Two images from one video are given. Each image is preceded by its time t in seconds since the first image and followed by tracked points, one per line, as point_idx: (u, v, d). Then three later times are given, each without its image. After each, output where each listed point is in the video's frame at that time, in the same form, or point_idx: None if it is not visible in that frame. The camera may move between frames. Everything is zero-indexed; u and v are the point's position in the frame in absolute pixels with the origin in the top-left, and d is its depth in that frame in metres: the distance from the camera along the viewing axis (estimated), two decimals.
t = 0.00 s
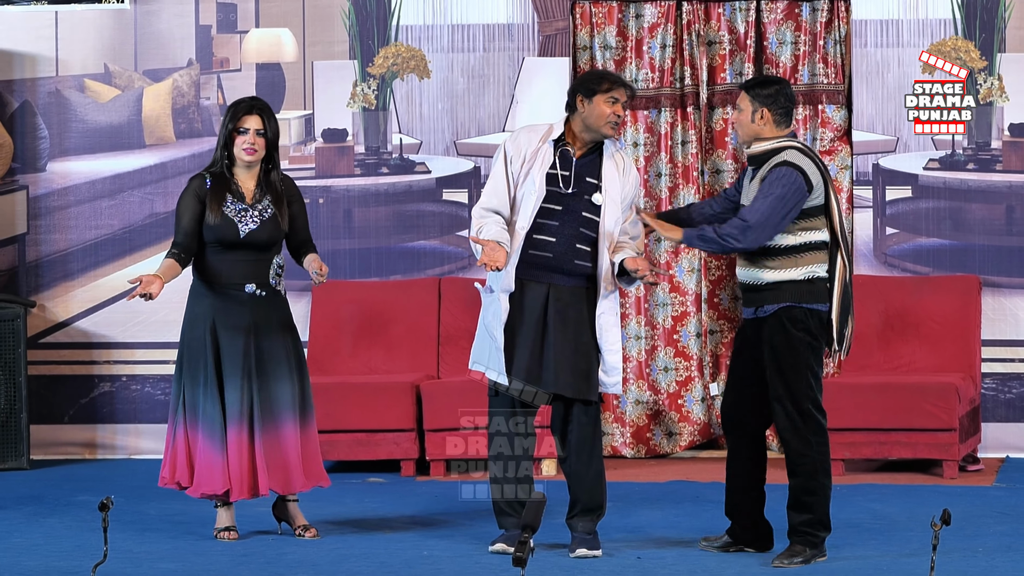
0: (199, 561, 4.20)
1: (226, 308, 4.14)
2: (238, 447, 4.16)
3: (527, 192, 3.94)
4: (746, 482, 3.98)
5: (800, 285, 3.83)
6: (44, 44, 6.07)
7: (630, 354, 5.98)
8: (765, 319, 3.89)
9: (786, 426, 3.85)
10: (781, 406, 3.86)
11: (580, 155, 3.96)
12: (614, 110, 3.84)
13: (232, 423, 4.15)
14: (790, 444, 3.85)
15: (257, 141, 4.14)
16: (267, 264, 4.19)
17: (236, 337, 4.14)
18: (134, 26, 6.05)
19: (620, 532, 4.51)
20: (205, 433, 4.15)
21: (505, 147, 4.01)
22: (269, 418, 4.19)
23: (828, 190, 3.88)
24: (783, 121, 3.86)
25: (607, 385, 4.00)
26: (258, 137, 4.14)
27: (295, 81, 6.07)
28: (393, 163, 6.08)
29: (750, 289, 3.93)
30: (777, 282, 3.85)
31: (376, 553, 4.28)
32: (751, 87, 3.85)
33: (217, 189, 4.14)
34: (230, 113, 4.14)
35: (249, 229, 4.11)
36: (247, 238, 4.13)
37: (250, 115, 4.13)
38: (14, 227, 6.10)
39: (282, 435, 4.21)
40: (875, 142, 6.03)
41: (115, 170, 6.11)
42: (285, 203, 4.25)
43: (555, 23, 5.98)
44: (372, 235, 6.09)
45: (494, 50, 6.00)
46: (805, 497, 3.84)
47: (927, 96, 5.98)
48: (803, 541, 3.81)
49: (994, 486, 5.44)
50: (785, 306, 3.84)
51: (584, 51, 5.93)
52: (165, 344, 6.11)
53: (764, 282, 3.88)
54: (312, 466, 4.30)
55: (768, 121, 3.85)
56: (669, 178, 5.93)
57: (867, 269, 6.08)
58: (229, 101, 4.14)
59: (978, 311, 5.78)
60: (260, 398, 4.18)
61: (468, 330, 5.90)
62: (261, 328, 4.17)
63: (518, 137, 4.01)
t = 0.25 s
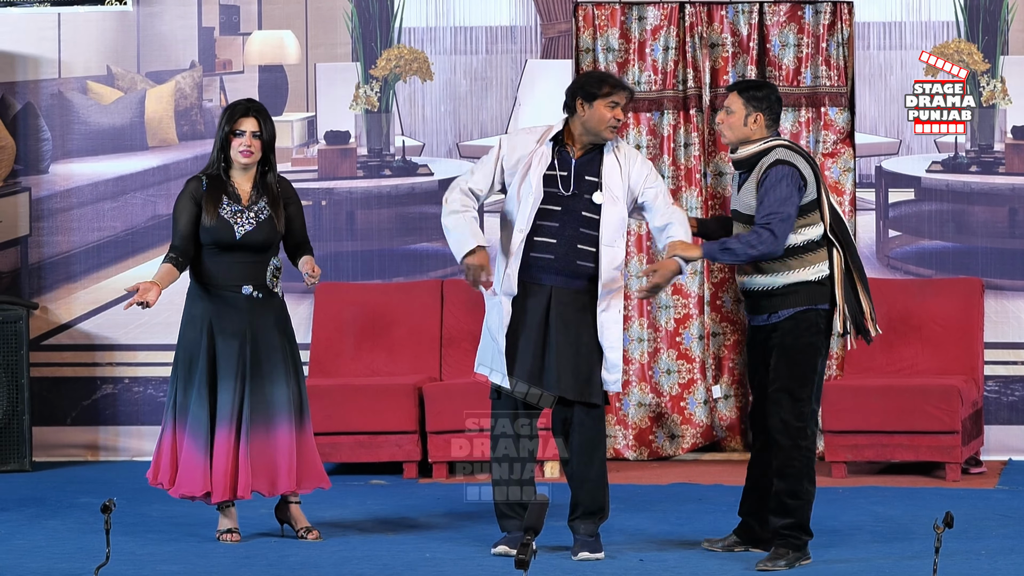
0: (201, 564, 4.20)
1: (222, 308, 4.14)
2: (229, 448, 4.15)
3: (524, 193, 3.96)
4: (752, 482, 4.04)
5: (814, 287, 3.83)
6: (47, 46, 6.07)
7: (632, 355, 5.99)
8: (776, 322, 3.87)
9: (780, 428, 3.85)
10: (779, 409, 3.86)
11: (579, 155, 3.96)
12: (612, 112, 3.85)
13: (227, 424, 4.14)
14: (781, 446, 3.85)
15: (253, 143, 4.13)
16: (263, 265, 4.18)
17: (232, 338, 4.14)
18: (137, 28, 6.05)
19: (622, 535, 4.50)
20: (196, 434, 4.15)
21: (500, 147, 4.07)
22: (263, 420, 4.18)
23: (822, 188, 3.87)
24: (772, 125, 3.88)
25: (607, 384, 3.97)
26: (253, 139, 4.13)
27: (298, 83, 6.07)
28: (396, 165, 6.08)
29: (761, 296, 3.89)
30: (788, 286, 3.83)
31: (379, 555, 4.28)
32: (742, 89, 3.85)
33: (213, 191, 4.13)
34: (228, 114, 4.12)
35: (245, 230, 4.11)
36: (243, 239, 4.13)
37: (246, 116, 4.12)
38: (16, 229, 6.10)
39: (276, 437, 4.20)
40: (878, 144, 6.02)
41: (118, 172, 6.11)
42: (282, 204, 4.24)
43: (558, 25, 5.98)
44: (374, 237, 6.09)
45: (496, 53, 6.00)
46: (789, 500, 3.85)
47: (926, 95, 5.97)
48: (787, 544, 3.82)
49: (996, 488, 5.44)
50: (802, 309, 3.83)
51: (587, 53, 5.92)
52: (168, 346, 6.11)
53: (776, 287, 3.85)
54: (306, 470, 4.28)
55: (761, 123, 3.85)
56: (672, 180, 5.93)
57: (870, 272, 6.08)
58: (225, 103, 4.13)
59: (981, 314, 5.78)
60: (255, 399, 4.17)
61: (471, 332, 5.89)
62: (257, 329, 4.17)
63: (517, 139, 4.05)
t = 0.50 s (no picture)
0: (203, 565, 4.20)
1: (225, 310, 4.14)
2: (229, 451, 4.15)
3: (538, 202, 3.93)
4: (750, 481, 4.04)
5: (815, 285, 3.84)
6: (48, 47, 6.07)
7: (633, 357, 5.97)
8: (777, 321, 3.87)
9: (775, 427, 3.87)
10: (776, 409, 3.87)
11: (597, 163, 3.93)
12: (630, 123, 3.82)
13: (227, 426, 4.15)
14: (777, 447, 3.86)
15: (254, 145, 4.12)
16: (264, 265, 4.20)
17: (233, 340, 4.13)
18: (138, 29, 6.05)
19: (624, 536, 4.50)
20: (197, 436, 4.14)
21: (517, 147, 4.02)
22: (263, 422, 4.19)
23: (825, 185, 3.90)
24: (768, 124, 3.89)
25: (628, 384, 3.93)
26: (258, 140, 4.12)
27: (300, 84, 6.08)
28: (397, 166, 6.08)
29: (760, 293, 3.89)
30: (787, 283, 3.83)
31: (381, 556, 4.28)
32: (744, 89, 3.84)
33: (212, 193, 4.11)
34: (226, 116, 4.10)
35: (248, 231, 4.11)
36: (245, 240, 4.13)
37: (246, 118, 4.10)
38: (18, 230, 6.10)
39: (276, 439, 4.19)
40: (879, 145, 6.02)
41: (119, 173, 6.11)
42: (280, 203, 4.26)
43: (560, 26, 5.97)
44: (376, 239, 6.09)
45: (498, 54, 6.00)
46: (789, 499, 3.87)
47: (926, 95, 5.97)
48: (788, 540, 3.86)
49: (998, 490, 5.44)
50: (802, 306, 3.84)
51: (588, 54, 5.97)
52: (169, 347, 6.11)
53: (774, 285, 3.85)
54: (306, 470, 4.28)
55: (757, 125, 3.86)
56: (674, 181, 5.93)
57: (871, 273, 6.07)
58: (223, 104, 4.10)
59: (982, 315, 5.77)
60: (256, 401, 4.17)
61: (473, 334, 5.89)
62: (258, 330, 4.17)
63: (534, 142, 4.00)
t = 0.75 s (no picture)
0: (204, 566, 4.19)
1: (232, 312, 4.13)
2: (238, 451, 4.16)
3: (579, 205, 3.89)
4: (751, 480, 4.03)
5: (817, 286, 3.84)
6: (50, 48, 6.07)
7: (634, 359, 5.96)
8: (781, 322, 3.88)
9: (789, 426, 3.87)
10: (789, 408, 3.87)
11: (637, 163, 3.87)
12: (669, 122, 3.75)
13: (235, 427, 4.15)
14: (789, 444, 3.87)
15: (257, 147, 4.11)
16: (268, 265, 4.21)
17: (239, 340, 4.13)
18: (140, 30, 6.05)
19: (626, 537, 4.50)
20: (206, 437, 4.13)
21: (564, 155, 4.00)
22: (270, 421, 4.20)
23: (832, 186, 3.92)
24: (774, 124, 3.89)
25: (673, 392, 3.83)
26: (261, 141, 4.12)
27: (301, 85, 6.08)
28: (399, 167, 6.09)
29: (762, 294, 3.92)
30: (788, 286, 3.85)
31: (382, 557, 4.28)
32: (746, 93, 3.84)
33: (216, 195, 4.09)
34: (227, 117, 4.08)
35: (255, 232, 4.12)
36: (250, 241, 4.13)
37: (248, 120, 4.09)
38: (19, 231, 6.10)
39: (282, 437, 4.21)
40: (881, 147, 6.02)
41: (121, 174, 6.11)
42: (280, 202, 4.27)
43: (561, 27, 5.97)
44: (378, 240, 6.09)
45: (499, 55, 6.00)
46: (799, 499, 3.87)
47: (926, 95, 5.97)
48: (794, 540, 3.88)
49: (999, 491, 5.44)
50: (803, 308, 3.84)
51: (590, 56, 5.98)
52: (170, 348, 6.11)
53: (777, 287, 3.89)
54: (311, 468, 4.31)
55: (765, 127, 3.86)
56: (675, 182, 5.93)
57: (872, 275, 6.08)
58: (222, 107, 4.07)
59: (983, 317, 5.78)
60: (262, 400, 4.19)
61: (475, 335, 5.89)
62: (263, 329, 4.18)
63: (578, 145, 3.98)
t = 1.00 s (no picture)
0: (206, 566, 4.20)
1: (239, 313, 4.13)
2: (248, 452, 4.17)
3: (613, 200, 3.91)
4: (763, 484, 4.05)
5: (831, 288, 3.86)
6: (50, 49, 6.07)
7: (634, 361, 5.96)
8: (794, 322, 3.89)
9: (796, 427, 3.90)
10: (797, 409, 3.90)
11: (669, 160, 3.91)
12: (698, 119, 3.78)
13: (243, 428, 4.15)
14: (799, 444, 3.90)
15: (259, 149, 4.13)
16: (271, 266, 4.22)
17: (247, 342, 4.13)
18: (141, 31, 6.05)
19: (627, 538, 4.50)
20: (217, 440, 4.13)
21: (589, 149, 4.02)
22: (278, 421, 4.22)
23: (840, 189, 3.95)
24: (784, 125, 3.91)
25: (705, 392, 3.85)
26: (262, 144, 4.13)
27: (302, 87, 6.08)
28: (399, 168, 6.09)
29: (777, 295, 3.91)
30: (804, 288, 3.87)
31: (384, 558, 4.29)
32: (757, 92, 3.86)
33: (220, 197, 4.10)
34: (230, 119, 4.09)
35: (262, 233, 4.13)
36: (257, 241, 4.14)
37: (252, 122, 4.10)
38: (20, 232, 6.10)
39: (290, 437, 4.23)
40: (881, 148, 6.03)
41: (121, 176, 6.11)
42: (282, 204, 4.28)
43: (562, 28, 5.98)
44: (379, 241, 6.09)
45: (500, 56, 6.00)
46: (804, 500, 3.89)
47: (926, 96, 5.98)
48: (796, 542, 3.89)
49: (1000, 492, 5.44)
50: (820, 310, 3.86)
51: (591, 57, 5.90)
52: (171, 349, 6.11)
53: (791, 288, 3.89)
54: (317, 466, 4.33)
55: (770, 125, 3.88)
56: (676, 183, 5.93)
57: (873, 276, 6.08)
58: (224, 109, 4.07)
59: (984, 319, 5.77)
60: (270, 401, 4.19)
61: (476, 336, 5.89)
62: (269, 330, 4.18)
63: (606, 142, 3.98)
